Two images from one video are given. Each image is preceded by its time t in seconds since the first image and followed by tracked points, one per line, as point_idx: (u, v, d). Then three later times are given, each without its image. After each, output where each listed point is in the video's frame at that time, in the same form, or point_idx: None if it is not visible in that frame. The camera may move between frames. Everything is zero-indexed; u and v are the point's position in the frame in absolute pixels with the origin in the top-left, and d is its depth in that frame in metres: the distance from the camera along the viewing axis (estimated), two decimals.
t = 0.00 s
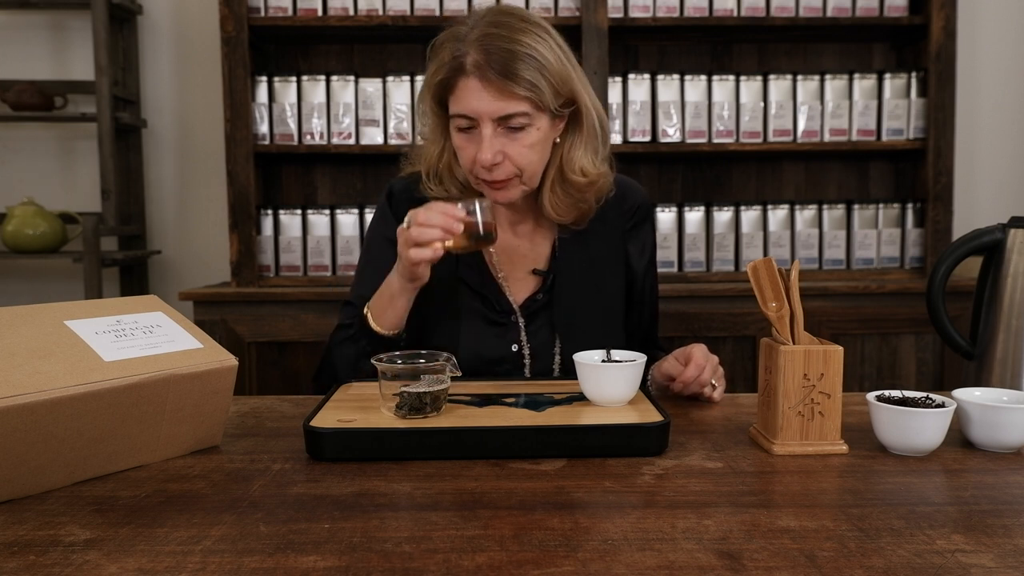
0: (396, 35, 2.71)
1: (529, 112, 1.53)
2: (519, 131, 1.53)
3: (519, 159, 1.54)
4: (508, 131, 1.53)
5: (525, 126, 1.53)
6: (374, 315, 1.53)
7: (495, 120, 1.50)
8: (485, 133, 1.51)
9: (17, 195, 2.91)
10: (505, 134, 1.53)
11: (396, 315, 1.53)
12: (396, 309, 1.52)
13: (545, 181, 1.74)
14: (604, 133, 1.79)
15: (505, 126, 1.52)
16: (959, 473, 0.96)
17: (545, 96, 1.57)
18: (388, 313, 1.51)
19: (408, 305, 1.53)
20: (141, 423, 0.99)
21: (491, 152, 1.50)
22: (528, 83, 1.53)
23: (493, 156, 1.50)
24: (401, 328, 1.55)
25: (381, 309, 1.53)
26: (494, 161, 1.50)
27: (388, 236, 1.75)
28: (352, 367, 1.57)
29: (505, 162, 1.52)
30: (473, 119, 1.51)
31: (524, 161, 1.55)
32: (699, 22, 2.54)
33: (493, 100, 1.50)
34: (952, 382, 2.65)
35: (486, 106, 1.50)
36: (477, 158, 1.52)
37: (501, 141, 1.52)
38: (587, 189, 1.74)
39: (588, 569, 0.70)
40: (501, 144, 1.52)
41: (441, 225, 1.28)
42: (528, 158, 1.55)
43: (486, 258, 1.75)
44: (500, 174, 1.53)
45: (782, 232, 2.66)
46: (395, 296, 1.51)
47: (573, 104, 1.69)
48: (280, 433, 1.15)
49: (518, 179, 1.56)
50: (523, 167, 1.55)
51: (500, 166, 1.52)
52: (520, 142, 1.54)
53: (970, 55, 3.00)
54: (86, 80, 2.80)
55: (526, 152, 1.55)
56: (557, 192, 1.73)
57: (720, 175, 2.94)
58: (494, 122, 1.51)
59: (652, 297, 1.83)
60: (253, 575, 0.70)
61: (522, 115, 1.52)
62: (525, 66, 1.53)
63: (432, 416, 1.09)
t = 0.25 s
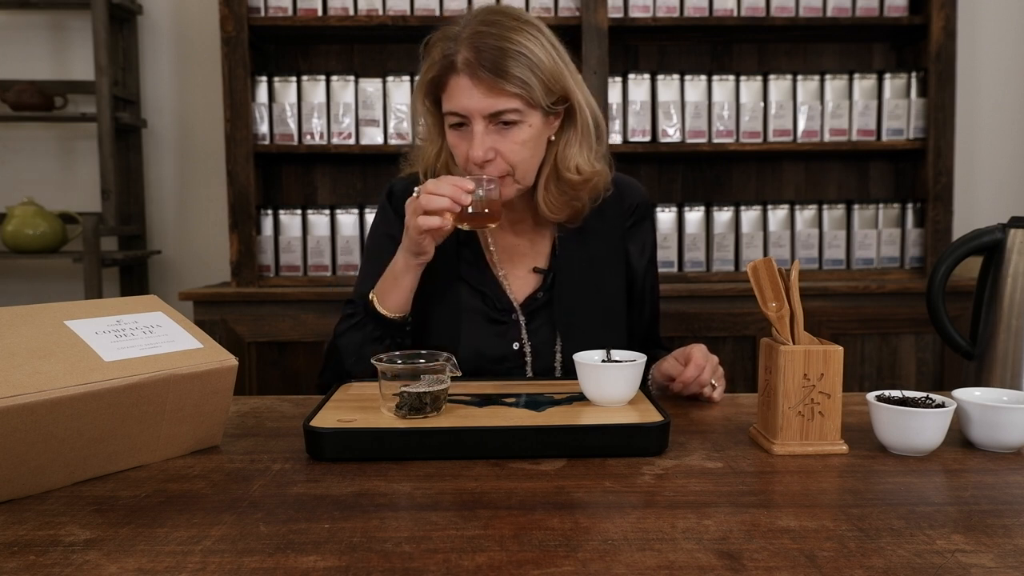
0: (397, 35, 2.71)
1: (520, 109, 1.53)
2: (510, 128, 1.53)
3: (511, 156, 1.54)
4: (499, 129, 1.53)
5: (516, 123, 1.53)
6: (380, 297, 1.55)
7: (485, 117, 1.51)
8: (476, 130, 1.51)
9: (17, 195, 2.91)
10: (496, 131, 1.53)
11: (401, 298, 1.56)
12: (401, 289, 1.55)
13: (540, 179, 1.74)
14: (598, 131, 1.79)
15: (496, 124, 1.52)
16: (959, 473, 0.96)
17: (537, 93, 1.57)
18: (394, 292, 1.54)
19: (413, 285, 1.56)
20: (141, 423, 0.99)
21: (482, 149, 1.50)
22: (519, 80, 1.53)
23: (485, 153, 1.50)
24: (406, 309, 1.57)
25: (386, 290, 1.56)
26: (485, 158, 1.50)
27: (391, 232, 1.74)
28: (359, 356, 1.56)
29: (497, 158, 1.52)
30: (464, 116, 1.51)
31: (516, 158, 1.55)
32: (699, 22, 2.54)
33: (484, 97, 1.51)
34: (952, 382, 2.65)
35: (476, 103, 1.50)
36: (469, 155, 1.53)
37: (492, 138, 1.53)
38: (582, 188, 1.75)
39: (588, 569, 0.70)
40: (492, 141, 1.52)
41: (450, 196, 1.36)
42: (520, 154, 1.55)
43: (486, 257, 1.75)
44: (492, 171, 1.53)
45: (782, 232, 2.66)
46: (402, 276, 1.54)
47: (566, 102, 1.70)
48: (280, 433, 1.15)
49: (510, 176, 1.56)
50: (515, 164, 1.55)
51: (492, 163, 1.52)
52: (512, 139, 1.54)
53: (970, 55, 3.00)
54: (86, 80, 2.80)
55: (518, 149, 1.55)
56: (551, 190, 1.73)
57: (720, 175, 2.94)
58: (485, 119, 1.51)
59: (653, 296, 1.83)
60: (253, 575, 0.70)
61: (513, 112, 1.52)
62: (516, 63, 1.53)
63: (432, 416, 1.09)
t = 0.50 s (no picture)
0: (397, 35, 2.71)
1: (519, 107, 1.53)
2: (509, 126, 1.53)
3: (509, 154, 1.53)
4: (498, 127, 1.53)
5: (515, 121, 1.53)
6: (380, 288, 1.56)
7: (484, 115, 1.51)
8: (475, 128, 1.51)
9: (17, 195, 2.91)
10: (495, 129, 1.52)
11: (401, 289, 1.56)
12: (401, 279, 1.55)
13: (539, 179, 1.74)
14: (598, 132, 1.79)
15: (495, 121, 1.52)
16: (959, 473, 0.96)
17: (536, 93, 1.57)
18: (393, 282, 1.55)
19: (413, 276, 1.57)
20: (141, 423, 0.99)
21: (481, 146, 1.49)
22: (518, 79, 1.53)
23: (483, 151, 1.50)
24: (406, 300, 1.56)
25: (387, 281, 1.56)
26: (484, 155, 1.49)
27: (393, 227, 1.74)
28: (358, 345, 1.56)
29: (496, 156, 1.51)
30: (463, 114, 1.51)
31: (515, 157, 1.53)
32: (699, 22, 2.54)
33: (482, 95, 1.51)
34: (952, 382, 2.65)
35: (475, 101, 1.50)
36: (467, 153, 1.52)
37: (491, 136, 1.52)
38: (581, 188, 1.74)
39: (588, 569, 0.70)
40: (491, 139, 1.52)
41: (450, 178, 1.36)
42: (519, 153, 1.54)
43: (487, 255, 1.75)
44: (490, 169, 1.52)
45: (782, 232, 2.66)
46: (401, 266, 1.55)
47: (566, 102, 1.70)
48: (280, 433, 1.15)
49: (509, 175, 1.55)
50: (514, 162, 1.54)
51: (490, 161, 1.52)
52: (511, 137, 1.53)
53: (970, 55, 3.00)
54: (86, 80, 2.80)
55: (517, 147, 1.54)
56: (550, 190, 1.73)
57: (720, 175, 2.94)
58: (484, 117, 1.51)
59: (653, 295, 1.83)
60: (253, 575, 0.70)
61: (512, 110, 1.52)
62: (515, 62, 1.53)
63: (432, 416, 1.09)
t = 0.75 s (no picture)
0: (397, 35, 2.71)
1: (521, 105, 1.53)
2: (512, 123, 1.53)
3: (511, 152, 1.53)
4: (500, 124, 1.53)
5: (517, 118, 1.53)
6: (381, 279, 1.56)
7: (487, 112, 1.51)
8: (477, 124, 1.51)
9: (17, 195, 2.91)
10: (497, 126, 1.53)
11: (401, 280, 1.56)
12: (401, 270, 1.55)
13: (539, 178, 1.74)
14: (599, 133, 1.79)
15: (498, 119, 1.52)
16: (959, 473, 0.96)
17: (539, 91, 1.57)
18: (394, 271, 1.55)
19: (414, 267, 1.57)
20: (141, 423, 0.99)
21: (482, 144, 1.51)
22: (521, 77, 1.54)
23: (485, 148, 1.51)
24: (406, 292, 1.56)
25: (387, 271, 1.57)
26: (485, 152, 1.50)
27: (394, 224, 1.74)
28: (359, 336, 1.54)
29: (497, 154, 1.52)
30: (466, 111, 1.52)
31: (516, 154, 1.54)
32: (699, 22, 2.54)
33: (485, 92, 1.52)
34: (952, 382, 2.65)
35: (479, 97, 1.51)
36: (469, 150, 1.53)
37: (493, 133, 1.53)
38: (581, 189, 1.74)
39: (588, 569, 0.70)
40: (493, 136, 1.52)
41: (450, 162, 1.37)
42: (520, 151, 1.55)
43: (488, 254, 1.75)
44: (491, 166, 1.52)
45: (782, 232, 2.66)
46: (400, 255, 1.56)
47: (567, 102, 1.70)
48: (280, 433, 1.15)
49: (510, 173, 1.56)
50: (514, 161, 1.54)
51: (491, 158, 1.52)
52: (513, 134, 1.54)
53: (970, 55, 3.00)
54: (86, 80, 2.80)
55: (518, 145, 1.55)
56: (551, 190, 1.73)
57: (720, 175, 2.94)
58: (486, 114, 1.51)
59: (655, 294, 1.82)
60: (253, 575, 0.70)
61: (514, 108, 1.52)
62: (519, 60, 1.54)
63: (432, 416, 1.09)
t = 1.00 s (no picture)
0: (397, 35, 2.71)
1: (523, 104, 1.53)
2: (513, 121, 1.53)
3: (512, 150, 1.53)
4: (502, 122, 1.53)
5: (519, 117, 1.53)
6: (381, 274, 1.55)
7: (488, 110, 1.51)
8: (478, 123, 1.51)
9: (17, 195, 2.91)
10: (499, 125, 1.53)
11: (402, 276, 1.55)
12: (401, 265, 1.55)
13: (540, 178, 1.74)
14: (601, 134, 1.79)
15: (499, 117, 1.52)
16: (959, 473, 0.96)
17: (541, 90, 1.57)
18: (394, 266, 1.54)
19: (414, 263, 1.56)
20: (141, 423, 0.99)
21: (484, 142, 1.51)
22: (523, 76, 1.54)
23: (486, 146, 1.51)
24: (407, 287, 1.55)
25: (387, 267, 1.56)
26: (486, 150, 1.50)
27: (395, 224, 1.74)
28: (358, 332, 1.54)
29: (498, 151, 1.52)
30: (468, 109, 1.52)
31: (517, 153, 1.54)
32: (699, 22, 2.54)
33: (487, 91, 1.52)
34: (952, 382, 2.65)
35: (480, 96, 1.51)
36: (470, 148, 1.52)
37: (495, 132, 1.53)
38: (583, 189, 1.74)
39: (588, 569, 0.70)
40: (494, 135, 1.52)
41: (452, 155, 1.37)
42: (521, 149, 1.55)
43: (490, 253, 1.75)
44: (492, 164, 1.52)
45: (782, 232, 2.66)
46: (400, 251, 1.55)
47: (569, 102, 1.70)
48: (280, 433, 1.15)
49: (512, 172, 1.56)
50: (516, 159, 1.54)
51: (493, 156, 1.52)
52: (515, 133, 1.54)
53: (970, 55, 3.00)
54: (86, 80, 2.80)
55: (520, 143, 1.54)
56: (552, 189, 1.73)
57: (720, 175, 2.94)
58: (488, 112, 1.51)
59: (656, 293, 1.82)
60: (253, 575, 0.70)
61: (516, 106, 1.52)
62: (521, 59, 1.54)
63: (432, 416, 1.09)
